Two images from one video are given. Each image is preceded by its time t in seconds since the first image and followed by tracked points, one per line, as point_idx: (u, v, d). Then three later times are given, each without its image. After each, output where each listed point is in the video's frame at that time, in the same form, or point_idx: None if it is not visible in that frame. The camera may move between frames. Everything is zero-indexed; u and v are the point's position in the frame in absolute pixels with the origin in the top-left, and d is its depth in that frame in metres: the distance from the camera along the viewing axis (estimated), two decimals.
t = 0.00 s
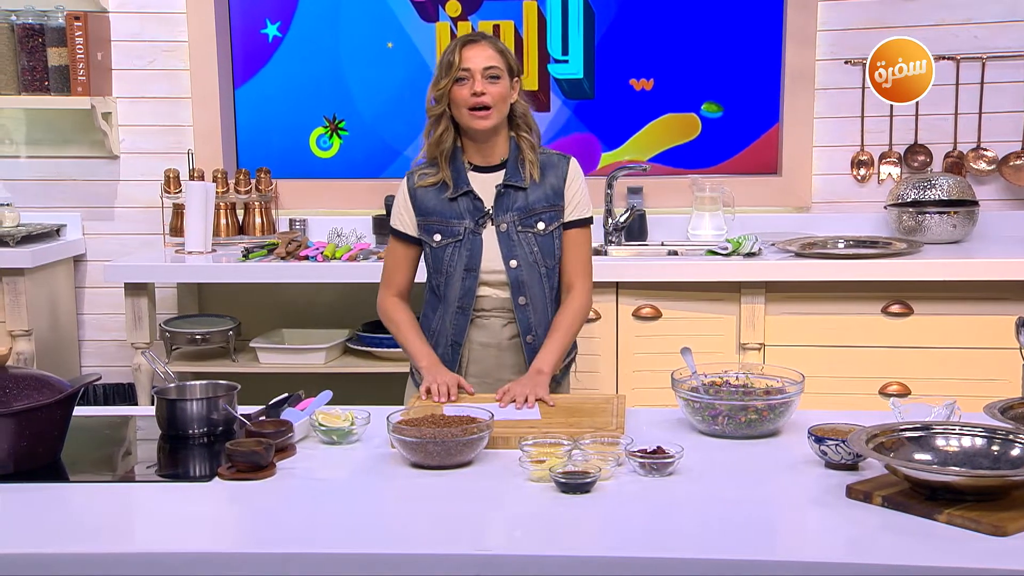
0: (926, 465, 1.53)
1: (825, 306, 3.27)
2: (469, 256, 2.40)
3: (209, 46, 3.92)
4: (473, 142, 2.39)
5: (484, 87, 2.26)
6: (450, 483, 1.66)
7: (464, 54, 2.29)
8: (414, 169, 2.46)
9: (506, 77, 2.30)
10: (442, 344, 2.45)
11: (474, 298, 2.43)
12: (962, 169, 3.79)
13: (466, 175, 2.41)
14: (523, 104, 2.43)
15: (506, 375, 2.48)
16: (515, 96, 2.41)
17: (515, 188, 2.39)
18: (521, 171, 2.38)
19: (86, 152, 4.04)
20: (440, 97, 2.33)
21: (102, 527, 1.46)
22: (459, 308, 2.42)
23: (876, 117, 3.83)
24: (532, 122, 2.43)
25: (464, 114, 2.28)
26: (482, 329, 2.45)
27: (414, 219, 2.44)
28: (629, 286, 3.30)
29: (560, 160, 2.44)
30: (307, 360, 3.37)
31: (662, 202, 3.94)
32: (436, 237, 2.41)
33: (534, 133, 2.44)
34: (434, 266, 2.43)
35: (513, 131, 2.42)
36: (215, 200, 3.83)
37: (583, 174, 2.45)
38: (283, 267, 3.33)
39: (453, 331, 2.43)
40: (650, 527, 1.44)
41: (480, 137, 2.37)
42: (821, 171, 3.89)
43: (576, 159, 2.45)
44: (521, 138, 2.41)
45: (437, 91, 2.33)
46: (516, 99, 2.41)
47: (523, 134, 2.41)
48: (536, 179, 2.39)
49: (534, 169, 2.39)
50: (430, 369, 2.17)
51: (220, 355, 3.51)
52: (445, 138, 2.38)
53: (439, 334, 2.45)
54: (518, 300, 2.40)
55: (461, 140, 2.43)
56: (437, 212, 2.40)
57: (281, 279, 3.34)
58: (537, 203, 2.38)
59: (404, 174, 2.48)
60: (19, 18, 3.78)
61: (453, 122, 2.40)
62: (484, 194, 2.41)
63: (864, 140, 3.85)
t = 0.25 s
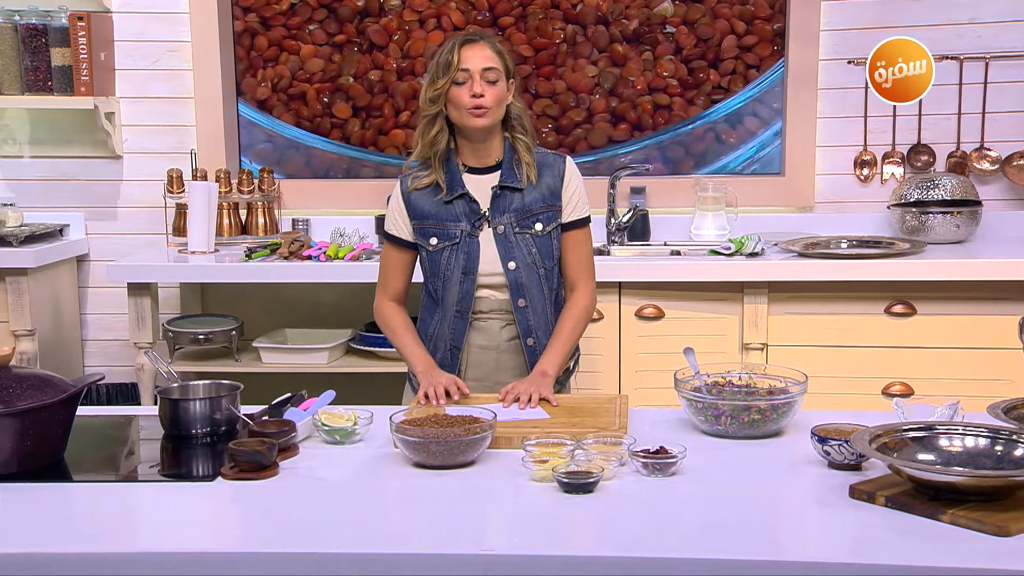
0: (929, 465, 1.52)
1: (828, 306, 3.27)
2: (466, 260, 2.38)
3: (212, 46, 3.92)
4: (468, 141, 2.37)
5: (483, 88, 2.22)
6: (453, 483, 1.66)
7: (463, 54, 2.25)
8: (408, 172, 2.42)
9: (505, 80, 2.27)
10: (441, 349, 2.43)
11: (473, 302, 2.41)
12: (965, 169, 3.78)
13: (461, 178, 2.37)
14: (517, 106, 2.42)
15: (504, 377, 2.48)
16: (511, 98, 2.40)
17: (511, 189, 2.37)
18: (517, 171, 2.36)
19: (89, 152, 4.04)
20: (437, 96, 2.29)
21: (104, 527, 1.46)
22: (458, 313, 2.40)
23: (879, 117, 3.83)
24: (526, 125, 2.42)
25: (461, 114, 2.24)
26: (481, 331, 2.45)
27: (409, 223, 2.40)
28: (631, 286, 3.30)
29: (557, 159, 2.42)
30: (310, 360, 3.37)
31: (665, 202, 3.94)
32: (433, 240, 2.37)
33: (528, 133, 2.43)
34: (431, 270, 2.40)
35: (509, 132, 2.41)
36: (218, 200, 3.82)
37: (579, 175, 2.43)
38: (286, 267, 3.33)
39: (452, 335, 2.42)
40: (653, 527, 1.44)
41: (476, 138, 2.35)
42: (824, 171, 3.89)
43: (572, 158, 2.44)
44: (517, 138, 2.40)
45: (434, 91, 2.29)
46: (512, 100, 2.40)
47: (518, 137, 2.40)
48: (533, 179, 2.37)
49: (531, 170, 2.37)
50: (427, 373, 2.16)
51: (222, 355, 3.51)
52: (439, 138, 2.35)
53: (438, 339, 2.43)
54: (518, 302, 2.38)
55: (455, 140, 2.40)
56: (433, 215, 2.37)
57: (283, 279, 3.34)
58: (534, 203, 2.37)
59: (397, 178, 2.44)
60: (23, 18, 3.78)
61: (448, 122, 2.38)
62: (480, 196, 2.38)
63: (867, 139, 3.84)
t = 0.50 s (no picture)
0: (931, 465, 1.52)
1: (831, 306, 3.27)
2: (469, 266, 2.37)
3: (214, 46, 3.93)
4: (464, 142, 2.36)
5: (482, 88, 2.21)
6: (455, 483, 1.66)
7: (460, 55, 2.24)
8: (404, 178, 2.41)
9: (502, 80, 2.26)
10: (445, 356, 2.43)
11: (477, 307, 2.41)
12: (968, 169, 3.78)
13: (459, 182, 2.36)
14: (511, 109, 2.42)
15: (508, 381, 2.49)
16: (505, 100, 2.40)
17: (510, 191, 2.36)
18: (514, 173, 2.36)
19: (92, 152, 4.04)
20: (434, 97, 2.28)
21: (107, 527, 1.46)
22: (463, 319, 2.41)
23: (882, 117, 3.82)
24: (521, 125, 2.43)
25: (459, 113, 2.22)
26: (484, 335, 2.46)
27: (409, 230, 2.39)
28: (634, 286, 3.30)
29: (553, 158, 2.43)
30: (312, 360, 3.38)
31: (668, 202, 3.94)
32: (433, 247, 2.37)
33: (524, 134, 2.43)
34: (433, 277, 2.39)
35: (504, 132, 2.41)
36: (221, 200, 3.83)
37: (577, 173, 2.43)
38: (288, 267, 3.33)
39: (456, 340, 2.42)
40: (655, 527, 1.44)
41: (474, 138, 2.33)
42: (827, 171, 3.89)
43: (569, 157, 2.44)
44: (513, 139, 2.39)
45: (431, 92, 2.28)
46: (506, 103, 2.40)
47: (513, 135, 2.40)
48: (531, 180, 2.37)
49: (529, 170, 2.37)
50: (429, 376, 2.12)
51: (225, 355, 3.51)
52: (434, 142, 2.34)
53: (442, 345, 2.43)
54: (524, 304, 2.38)
55: (451, 143, 2.38)
56: (433, 221, 2.36)
57: (286, 279, 3.34)
58: (533, 204, 2.37)
59: (393, 184, 2.42)
60: (26, 18, 3.78)
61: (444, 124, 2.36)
62: (478, 200, 2.37)
63: (869, 139, 3.84)
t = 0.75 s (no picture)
0: (933, 465, 1.52)
1: (833, 306, 3.26)
2: (467, 268, 2.37)
3: (216, 46, 3.93)
4: (457, 148, 2.36)
5: (473, 93, 2.20)
6: (457, 483, 1.66)
7: (450, 59, 2.24)
8: (398, 183, 2.41)
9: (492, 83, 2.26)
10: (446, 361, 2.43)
11: (476, 310, 2.41)
12: (971, 169, 3.77)
13: (453, 185, 2.36)
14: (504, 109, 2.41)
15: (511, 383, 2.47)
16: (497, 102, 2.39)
17: (503, 192, 2.36)
18: (507, 173, 2.36)
19: (95, 152, 4.05)
20: (426, 103, 2.27)
21: (109, 527, 1.46)
22: (463, 323, 2.40)
23: (884, 117, 3.82)
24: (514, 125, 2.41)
25: (451, 120, 2.21)
26: (485, 338, 2.44)
27: (405, 236, 2.39)
28: (636, 286, 3.30)
29: (546, 154, 2.43)
30: (313, 361, 3.38)
31: (670, 202, 3.94)
32: (431, 251, 2.36)
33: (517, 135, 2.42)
34: (431, 281, 2.39)
35: (496, 133, 2.40)
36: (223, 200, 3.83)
37: (569, 166, 2.44)
38: (290, 267, 3.33)
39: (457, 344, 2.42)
40: (657, 527, 1.44)
41: (466, 143, 2.34)
42: (830, 171, 3.88)
43: (562, 152, 2.44)
44: (506, 139, 2.39)
45: (422, 98, 2.27)
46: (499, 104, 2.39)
47: (506, 136, 2.39)
48: (525, 179, 2.37)
49: (523, 169, 2.36)
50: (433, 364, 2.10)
51: (227, 355, 3.52)
52: (427, 147, 2.34)
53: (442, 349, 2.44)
54: (524, 304, 2.38)
55: (444, 147, 2.39)
56: (428, 226, 2.35)
57: (288, 279, 3.34)
58: (527, 203, 2.36)
59: (387, 190, 2.42)
60: (29, 18, 3.79)
61: (436, 129, 2.36)
62: (472, 201, 2.38)
63: (872, 139, 3.84)
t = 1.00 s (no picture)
0: (935, 465, 1.52)
1: (835, 306, 3.26)
2: (464, 273, 2.37)
3: (218, 46, 3.93)
4: (453, 153, 2.36)
5: (469, 98, 2.21)
6: (459, 483, 1.66)
7: (446, 62, 2.22)
8: (393, 187, 2.40)
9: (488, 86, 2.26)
10: (445, 365, 2.43)
11: (475, 314, 2.40)
12: (972, 169, 3.77)
13: (450, 189, 2.36)
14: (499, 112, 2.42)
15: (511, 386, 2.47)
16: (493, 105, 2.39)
17: (500, 195, 2.36)
18: (504, 176, 2.36)
19: (97, 152, 4.05)
20: (421, 106, 2.27)
21: (111, 527, 1.47)
22: (461, 327, 2.40)
23: (886, 117, 3.82)
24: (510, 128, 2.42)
25: (446, 124, 2.22)
26: (484, 341, 2.44)
27: (402, 240, 2.37)
28: (638, 287, 3.30)
29: (542, 155, 2.43)
30: (315, 361, 3.38)
31: (671, 202, 3.94)
32: (428, 255, 2.35)
33: (513, 136, 2.42)
34: (429, 286, 2.38)
35: (492, 136, 2.40)
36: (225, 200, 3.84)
37: (568, 169, 2.44)
38: (291, 267, 3.33)
39: (455, 348, 2.42)
40: (659, 527, 1.44)
41: (460, 148, 2.33)
42: (832, 171, 3.88)
43: (559, 152, 2.44)
44: (502, 142, 2.39)
45: (417, 102, 2.27)
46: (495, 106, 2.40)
47: (502, 139, 2.40)
48: (521, 182, 2.37)
49: (519, 172, 2.37)
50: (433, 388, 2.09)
51: (229, 355, 3.52)
52: (421, 150, 2.34)
53: (441, 354, 2.43)
54: (523, 309, 2.38)
55: (439, 150, 2.39)
56: (425, 230, 2.34)
57: (289, 279, 3.34)
58: (524, 207, 2.37)
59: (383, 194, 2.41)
60: (31, 19, 3.79)
61: (430, 132, 2.36)
62: (469, 206, 2.37)
63: (873, 140, 3.84)
